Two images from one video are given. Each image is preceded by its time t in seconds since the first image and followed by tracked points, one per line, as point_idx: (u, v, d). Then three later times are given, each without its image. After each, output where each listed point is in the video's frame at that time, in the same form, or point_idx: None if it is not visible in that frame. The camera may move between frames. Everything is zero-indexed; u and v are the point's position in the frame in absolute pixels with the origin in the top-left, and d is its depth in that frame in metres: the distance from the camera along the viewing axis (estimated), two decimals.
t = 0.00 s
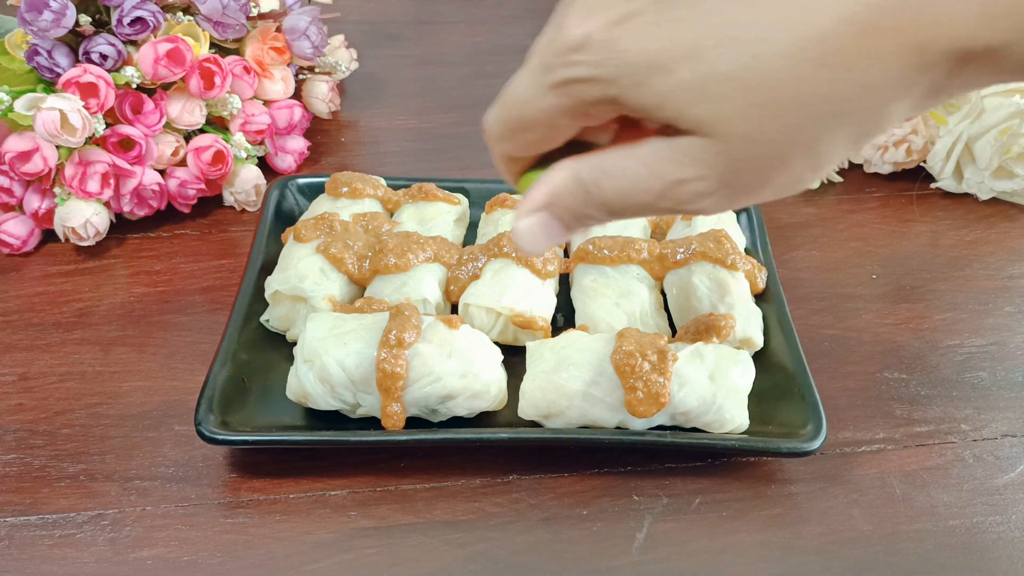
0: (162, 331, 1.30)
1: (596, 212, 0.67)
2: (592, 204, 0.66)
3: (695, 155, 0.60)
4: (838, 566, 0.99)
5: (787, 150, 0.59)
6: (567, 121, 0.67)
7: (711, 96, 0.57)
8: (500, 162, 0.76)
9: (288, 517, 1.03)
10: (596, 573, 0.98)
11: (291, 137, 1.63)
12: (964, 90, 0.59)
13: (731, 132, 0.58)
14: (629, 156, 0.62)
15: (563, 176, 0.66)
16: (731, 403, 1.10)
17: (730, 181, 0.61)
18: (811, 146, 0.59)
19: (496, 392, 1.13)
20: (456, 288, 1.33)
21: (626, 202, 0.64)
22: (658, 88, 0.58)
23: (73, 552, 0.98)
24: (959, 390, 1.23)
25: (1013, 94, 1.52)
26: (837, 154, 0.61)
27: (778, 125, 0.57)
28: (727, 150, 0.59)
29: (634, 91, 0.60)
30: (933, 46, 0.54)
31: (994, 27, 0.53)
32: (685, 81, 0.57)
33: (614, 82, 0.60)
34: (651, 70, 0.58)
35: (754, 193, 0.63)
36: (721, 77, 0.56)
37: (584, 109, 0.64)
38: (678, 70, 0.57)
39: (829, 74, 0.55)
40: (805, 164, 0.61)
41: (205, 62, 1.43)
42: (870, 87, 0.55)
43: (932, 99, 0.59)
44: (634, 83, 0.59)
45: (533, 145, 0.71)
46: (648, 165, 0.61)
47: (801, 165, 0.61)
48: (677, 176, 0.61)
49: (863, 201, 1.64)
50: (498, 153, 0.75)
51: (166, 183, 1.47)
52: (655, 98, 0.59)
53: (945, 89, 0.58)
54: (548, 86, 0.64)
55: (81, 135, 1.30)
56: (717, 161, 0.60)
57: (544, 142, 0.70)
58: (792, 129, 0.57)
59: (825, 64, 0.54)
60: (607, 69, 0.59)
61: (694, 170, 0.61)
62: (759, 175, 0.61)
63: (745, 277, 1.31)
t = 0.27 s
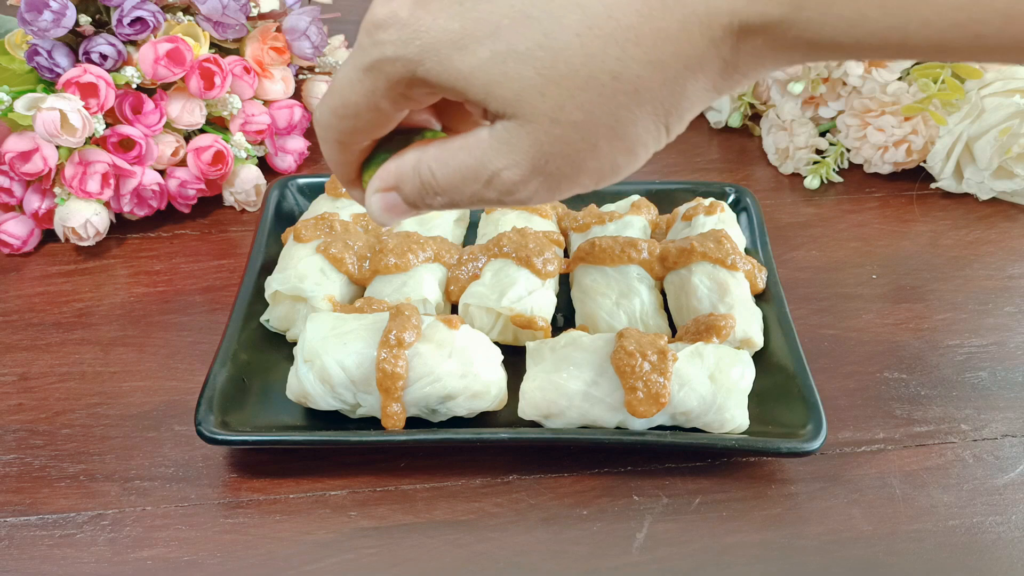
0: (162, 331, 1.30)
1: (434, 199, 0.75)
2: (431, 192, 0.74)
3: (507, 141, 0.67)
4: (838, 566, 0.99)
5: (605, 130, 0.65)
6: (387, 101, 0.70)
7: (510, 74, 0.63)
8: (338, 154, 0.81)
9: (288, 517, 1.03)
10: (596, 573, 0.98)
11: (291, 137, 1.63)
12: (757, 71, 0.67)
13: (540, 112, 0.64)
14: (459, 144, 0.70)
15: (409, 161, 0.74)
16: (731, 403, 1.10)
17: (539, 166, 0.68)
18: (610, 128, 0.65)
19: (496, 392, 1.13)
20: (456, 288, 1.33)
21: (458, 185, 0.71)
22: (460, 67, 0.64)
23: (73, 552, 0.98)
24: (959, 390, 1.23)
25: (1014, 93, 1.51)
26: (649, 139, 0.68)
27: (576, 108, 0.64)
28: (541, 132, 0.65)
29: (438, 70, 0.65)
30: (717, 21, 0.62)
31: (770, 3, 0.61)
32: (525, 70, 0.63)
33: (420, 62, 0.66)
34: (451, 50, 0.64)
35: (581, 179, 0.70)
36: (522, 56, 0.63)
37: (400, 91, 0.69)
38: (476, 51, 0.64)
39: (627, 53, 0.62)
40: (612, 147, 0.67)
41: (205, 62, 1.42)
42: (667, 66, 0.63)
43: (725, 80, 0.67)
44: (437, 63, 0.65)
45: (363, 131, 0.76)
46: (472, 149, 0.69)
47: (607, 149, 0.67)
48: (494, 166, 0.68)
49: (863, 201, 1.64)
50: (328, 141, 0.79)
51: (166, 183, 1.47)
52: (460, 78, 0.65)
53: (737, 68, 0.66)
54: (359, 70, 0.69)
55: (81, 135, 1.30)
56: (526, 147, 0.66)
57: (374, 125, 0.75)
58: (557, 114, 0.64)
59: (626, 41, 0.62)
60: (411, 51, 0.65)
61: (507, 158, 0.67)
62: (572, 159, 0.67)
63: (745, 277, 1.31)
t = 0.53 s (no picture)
0: (161, 331, 1.30)
1: (402, 208, 0.76)
2: (395, 199, 0.75)
3: (470, 145, 0.69)
4: (837, 566, 0.99)
5: (562, 133, 0.68)
6: (348, 104, 0.72)
7: (470, 76, 0.66)
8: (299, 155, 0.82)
9: (288, 517, 1.03)
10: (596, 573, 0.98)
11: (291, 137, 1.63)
12: (712, 76, 0.71)
13: (498, 114, 0.67)
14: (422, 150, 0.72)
15: (376, 169, 0.75)
16: (731, 403, 1.10)
17: (499, 171, 0.70)
18: (569, 130, 0.68)
19: (496, 392, 1.13)
20: (456, 287, 1.33)
21: (422, 192, 0.73)
22: (420, 68, 0.67)
23: (73, 552, 0.98)
24: (959, 390, 1.23)
25: (1013, 93, 1.51)
26: (608, 144, 0.71)
27: (534, 111, 0.66)
28: (500, 135, 0.68)
29: (400, 71, 0.67)
30: (672, 25, 0.66)
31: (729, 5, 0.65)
32: (484, 73, 0.66)
33: (382, 62, 0.68)
34: (412, 50, 0.67)
35: (541, 183, 0.72)
36: (481, 57, 0.66)
37: (362, 93, 0.71)
38: (437, 51, 0.66)
39: (585, 56, 0.65)
40: (573, 151, 0.70)
41: (205, 62, 1.42)
42: (622, 69, 0.66)
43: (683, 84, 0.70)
44: (398, 63, 0.67)
45: (325, 133, 0.77)
46: (435, 153, 0.71)
47: (566, 153, 0.70)
48: (455, 171, 0.70)
49: (864, 201, 1.64)
50: (289, 143, 0.80)
51: (166, 183, 1.47)
52: (421, 79, 0.67)
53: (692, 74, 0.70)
54: (322, 71, 0.71)
55: (81, 135, 1.30)
56: (487, 149, 0.69)
57: (336, 130, 0.76)
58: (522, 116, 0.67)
59: (585, 45, 0.65)
60: (373, 51, 0.67)
61: (468, 162, 0.70)
62: (529, 164, 0.70)
63: (745, 277, 1.31)
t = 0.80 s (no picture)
0: (161, 331, 1.30)
1: (553, 214, 0.62)
2: (546, 206, 0.61)
3: (628, 151, 0.56)
4: (838, 567, 0.99)
5: (729, 149, 0.55)
6: (503, 113, 0.60)
7: (637, 89, 0.53)
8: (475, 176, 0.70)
9: (288, 517, 1.03)
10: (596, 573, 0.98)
11: (291, 137, 1.63)
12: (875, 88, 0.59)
13: (663, 123, 0.54)
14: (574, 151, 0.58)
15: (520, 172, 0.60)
16: (731, 403, 1.10)
17: (665, 179, 0.57)
18: (735, 142, 0.55)
19: (496, 392, 1.13)
20: (456, 288, 1.33)
21: (575, 200, 0.59)
22: (586, 80, 0.54)
23: (73, 552, 0.98)
24: (959, 390, 1.23)
25: (1014, 94, 1.50)
26: (770, 149, 0.57)
27: (703, 120, 0.54)
28: (663, 145, 0.55)
29: (563, 83, 0.55)
30: (845, 35, 0.51)
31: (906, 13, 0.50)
32: (650, 86, 0.53)
33: (541, 73, 0.56)
34: (577, 62, 0.54)
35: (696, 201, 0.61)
36: (649, 70, 0.53)
37: (519, 104, 0.59)
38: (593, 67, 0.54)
39: (759, 63, 0.51)
40: (733, 158, 0.56)
41: (205, 62, 1.43)
42: (793, 79, 0.52)
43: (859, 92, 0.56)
44: (561, 76, 0.55)
45: (476, 143, 0.65)
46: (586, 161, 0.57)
47: (727, 164, 0.57)
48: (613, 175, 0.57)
49: (863, 201, 1.64)
50: (435, 154, 0.68)
51: (166, 183, 1.47)
52: (585, 91, 0.55)
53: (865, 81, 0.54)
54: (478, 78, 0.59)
55: (81, 135, 1.30)
56: (650, 158, 0.56)
57: (488, 140, 0.64)
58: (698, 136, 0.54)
59: (756, 52, 0.51)
60: (539, 63, 0.55)
61: (628, 169, 0.56)
62: (694, 176, 0.57)
63: (745, 277, 1.31)
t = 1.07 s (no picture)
0: (162, 331, 1.30)
1: (724, 240, 0.71)
2: (725, 229, 0.69)
3: (828, 178, 0.62)
4: (838, 567, 0.99)
5: (930, 176, 0.61)
6: (695, 138, 0.66)
7: (848, 116, 0.58)
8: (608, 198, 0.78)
9: (288, 517, 1.03)
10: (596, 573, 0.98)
11: (290, 137, 1.63)
12: None
13: (870, 152, 0.60)
14: (752, 181, 0.67)
15: (695, 202, 0.70)
16: (731, 403, 1.10)
17: (858, 207, 0.63)
18: (942, 171, 0.61)
19: (496, 392, 1.13)
20: (456, 288, 1.33)
21: (754, 225, 0.67)
22: (791, 105, 0.60)
23: (73, 552, 0.98)
24: (959, 390, 1.23)
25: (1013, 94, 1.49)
26: (973, 180, 0.63)
27: (912, 148, 0.59)
28: (866, 172, 0.61)
29: (765, 106, 0.61)
30: None
31: None
32: (864, 113, 0.58)
33: (746, 96, 0.61)
34: (782, 87, 0.60)
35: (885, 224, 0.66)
36: (861, 96, 0.58)
37: (713, 126, 0.65)
38: (810, 89, 0.59)
39: (969, 98, 0.57)
40: (940, 187, 0.62)
41: (204, 62, 1.43)
42: (1010, 110, 0.57)
43: None
44: (764, 99, 0.61)
45: (650, 169, 0.70)
46: (776, 189, 0.64)
47: (934, 191, 0.63)
48: (807, 204, 0.64)
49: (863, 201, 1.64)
50: (611, 181, 0.74)
51: (166, 183, 1.47)
52: (789, 114, 0.60)
53: None
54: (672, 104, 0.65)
55: (81, 135, 1.30)
56: (851, 183, 0.62)
57: (670, 164, 0.69)
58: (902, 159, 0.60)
59: (967, 89, 0.57)
60: (740, 85, 0.61)
61: (823, 197, 0.63)
62: (888, 203, 0.63)
63: (745, 277, 1.31)
